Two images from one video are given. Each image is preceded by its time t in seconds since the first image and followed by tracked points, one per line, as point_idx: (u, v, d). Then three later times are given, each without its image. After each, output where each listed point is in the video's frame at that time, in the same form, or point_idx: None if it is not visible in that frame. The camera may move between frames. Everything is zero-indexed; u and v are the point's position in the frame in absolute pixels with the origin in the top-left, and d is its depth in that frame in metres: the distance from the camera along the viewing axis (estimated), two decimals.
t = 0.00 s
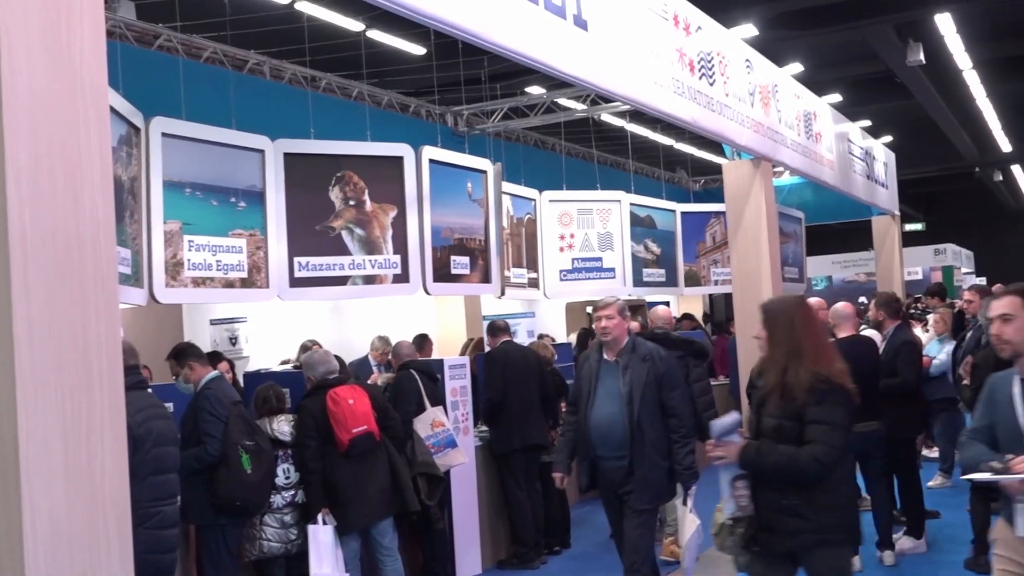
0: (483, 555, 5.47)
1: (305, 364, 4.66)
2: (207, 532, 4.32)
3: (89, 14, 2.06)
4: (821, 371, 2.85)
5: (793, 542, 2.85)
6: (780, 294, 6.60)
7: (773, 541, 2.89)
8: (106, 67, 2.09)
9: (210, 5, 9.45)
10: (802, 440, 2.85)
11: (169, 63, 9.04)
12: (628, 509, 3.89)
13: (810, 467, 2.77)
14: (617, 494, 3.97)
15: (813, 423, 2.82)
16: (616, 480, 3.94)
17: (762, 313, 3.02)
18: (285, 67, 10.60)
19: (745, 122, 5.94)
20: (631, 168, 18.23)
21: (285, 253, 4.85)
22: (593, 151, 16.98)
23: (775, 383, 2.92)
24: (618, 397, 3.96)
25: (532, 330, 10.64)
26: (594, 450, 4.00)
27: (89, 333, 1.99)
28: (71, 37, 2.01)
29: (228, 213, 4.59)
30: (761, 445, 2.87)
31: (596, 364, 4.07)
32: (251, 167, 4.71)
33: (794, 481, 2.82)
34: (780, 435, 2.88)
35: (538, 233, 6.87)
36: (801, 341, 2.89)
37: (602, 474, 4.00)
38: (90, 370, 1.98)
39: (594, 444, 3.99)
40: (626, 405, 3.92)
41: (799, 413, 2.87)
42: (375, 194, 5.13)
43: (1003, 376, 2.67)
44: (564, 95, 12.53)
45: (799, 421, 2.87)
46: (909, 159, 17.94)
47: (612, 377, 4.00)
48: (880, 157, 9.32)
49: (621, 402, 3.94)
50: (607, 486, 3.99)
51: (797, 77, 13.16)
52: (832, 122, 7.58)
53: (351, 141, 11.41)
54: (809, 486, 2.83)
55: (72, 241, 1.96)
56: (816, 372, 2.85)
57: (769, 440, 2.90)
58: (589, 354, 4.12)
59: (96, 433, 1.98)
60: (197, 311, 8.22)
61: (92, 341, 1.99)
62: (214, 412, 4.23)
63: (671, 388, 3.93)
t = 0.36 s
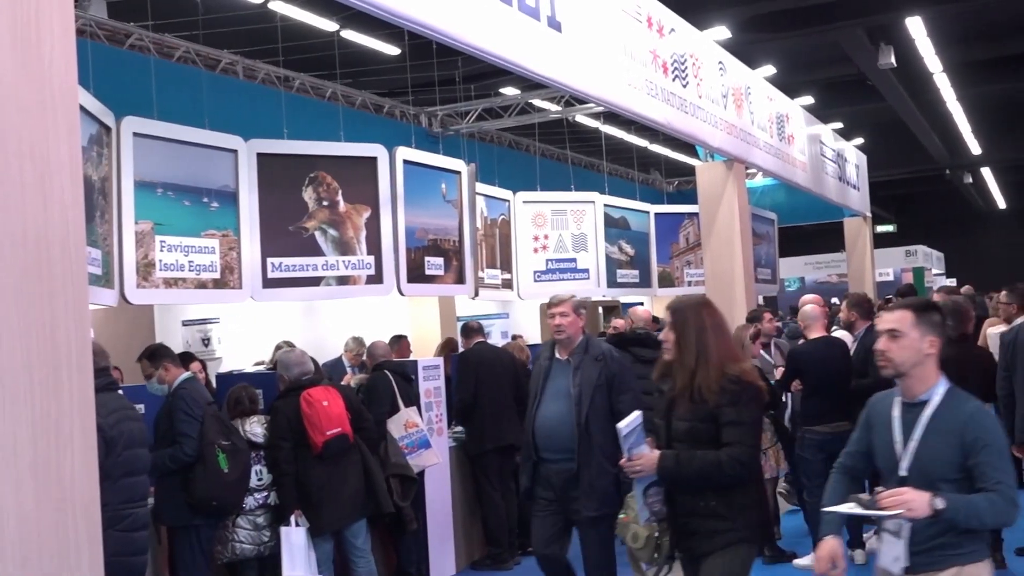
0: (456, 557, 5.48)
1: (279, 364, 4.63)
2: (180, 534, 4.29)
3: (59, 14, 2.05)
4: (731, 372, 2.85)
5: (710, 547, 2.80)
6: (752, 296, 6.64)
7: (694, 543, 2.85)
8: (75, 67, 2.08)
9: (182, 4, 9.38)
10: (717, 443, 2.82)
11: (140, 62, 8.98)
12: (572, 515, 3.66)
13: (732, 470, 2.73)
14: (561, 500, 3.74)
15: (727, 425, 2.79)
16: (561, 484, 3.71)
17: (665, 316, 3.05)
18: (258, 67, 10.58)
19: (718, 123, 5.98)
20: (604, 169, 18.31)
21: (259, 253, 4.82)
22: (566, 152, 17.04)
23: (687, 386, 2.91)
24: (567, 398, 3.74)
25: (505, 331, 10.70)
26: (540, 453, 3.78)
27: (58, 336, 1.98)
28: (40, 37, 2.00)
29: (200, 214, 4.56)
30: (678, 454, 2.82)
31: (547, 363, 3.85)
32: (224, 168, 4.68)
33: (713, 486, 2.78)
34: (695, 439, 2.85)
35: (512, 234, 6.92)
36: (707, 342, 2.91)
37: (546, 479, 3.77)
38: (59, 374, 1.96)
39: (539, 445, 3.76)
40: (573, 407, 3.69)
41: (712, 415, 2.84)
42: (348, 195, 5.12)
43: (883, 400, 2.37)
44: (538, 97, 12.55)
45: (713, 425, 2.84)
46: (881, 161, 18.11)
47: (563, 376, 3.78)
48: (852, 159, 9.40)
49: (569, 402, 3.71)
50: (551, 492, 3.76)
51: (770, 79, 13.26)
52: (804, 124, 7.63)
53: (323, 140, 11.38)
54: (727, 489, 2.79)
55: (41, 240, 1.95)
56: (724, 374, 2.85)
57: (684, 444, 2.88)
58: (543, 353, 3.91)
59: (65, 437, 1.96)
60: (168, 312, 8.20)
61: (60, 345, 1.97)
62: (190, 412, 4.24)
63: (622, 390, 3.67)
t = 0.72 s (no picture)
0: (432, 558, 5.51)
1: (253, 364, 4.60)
2: (155, 535, 4.27)
3: (30, 14, 2.04)
4: (668, 390, 2.75)
5: (631, 570, 2.74)
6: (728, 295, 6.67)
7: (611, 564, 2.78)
8: (46, 67, 2.07)
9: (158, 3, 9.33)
10: (647, 466, 2.73)
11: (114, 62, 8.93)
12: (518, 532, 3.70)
13: (660, 495, 2.67)
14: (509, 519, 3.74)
15: (658, 447, 2.69)
16: (505, 500, 3.74)
17: (606, 323, 2.92)
18: (233, 67, 10.55)
19: (693, 125, 6.01)
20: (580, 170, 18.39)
21: (233, 253, 4.80)
22: (542, 154, 17.08)
23: (622, 403, 2.79)
24: (507, 409, 3.82)
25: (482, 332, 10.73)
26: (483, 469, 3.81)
27: (29, 335, 1.97)
28: (12, 35, 1.99)
29: (174, 213, 4.54)
30: (605, 473, 2.72)
31: (484, 376, 3.94)
32: (199, 168, 4.67)
33: (638, 509, 2.72)
34: (620, 459, 2.76)
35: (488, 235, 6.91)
36: (648, 355, 2.81)
37: (491, 495, 3.79)
38: (30, 374, 1.95)
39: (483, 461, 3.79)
40: (514, 418, 3.78)
41: (643, 435, 2.73)
42: (323, 196, 5.10)
43: (747, 410, 2.30)
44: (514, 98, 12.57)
45: (641, 445, 2.74)
46: (857, 162, 18.24)
47: (502, 386, 3.87)
48: (826, 160, 9.47)
49: (511, 413, 3.80)
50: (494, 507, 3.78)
51: (745, 81, 13.33)
52: (779, 126, 7.68)
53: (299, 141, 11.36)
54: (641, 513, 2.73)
55: (12, 239, 1.94)
56: (659, 393, 2.74)
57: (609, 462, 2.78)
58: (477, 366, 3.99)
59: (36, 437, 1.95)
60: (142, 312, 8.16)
61: (31, 344, 1.96)
62: (168, 413, 4.20)
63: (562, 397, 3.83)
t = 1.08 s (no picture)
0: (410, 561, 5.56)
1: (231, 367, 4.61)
2: (130, 538, 4.21)
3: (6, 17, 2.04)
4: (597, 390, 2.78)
5: None
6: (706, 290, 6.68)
7: None
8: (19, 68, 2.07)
9: (133, 4, 9.28)
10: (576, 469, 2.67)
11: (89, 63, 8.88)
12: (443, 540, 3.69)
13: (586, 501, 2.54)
14: (439, 522, 3.74)
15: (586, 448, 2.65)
16: (441, 506, 3.72)
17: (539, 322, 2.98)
18: (210, 68, 10.51)
19: (670, 128, 6.03)
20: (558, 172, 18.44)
21: (210, 256, 4.78)
22: (520, 155, 17.09)
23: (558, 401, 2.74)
24: (445, 411, 3.74)
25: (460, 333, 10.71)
26: (419, 473, 3.76)
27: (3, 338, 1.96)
28: None
29: (149, 216, 4.52)
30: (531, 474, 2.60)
31: (424, 375, 3.85)
32: (175, 170, 4.65)
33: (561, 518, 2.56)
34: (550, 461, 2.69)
35: (465, 237, 6.88)
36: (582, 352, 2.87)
37: (427, 498, 3.77)
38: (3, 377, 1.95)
39: (417, 466, 3.76)
40: (451, 420, 3.70)
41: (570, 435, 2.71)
42: (301, 197, 5.07)
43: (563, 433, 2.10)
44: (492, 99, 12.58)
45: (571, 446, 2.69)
46: (834, 164, 18.37)
47: (440, 388, 3.78)
48: (803, 163, 9.53)
49: (447, 416, 3.73)
50: (431, 512, 3.76)
51: (723, 84, 13.40)
52: (756, 129, 7.72)
53: (276, 142, 11.32)
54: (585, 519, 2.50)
55: None
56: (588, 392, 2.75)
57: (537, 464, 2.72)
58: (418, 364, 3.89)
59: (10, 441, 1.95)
60: (117, 315, 8.14)
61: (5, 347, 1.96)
62: (147, 416, 4.17)
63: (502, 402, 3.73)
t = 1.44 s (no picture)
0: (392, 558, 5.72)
1: (211, 369, 4.56)
2: (109, 541, 4.22)
3: None
4: (523, 401, 2.50)
5: None
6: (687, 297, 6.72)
7: None
8: None
9: (113, 5, 9.25)
10: (509, 483, 2.46)
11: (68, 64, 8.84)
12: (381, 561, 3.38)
13: (523, 514, 2.41)
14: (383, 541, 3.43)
15: (519, 461, 2.44)
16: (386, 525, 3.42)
17: (466, 333, 2.60)
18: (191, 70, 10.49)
19: (652, 129, 6.05)
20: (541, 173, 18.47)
21: (191, 257, 4.76)
22: (503, 157, 17.11)
23: (487, 415, 2.50)
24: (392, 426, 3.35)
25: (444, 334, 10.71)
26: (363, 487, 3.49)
27: None
28: None
29: (130, 218, 4.52)
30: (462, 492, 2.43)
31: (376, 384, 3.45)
32: (156, 172, 4.64)
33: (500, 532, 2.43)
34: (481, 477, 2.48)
35: (448, 238, 6.87)
36: (514, 367, 2.54)
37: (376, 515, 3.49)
38: None
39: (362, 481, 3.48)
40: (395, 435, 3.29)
41: (502, 450, 2.46)
42: (283, 199, 5.04)
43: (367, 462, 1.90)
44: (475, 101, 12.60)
45: (501, 461, 2.46)
46: (815, 166, 18.49)
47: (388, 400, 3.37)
48: (784, 164, 9.58)
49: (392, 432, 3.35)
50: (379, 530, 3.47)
51: (704, 85, 13.46)
52: (737, 130, 7.74)
53: (258, 144, 11.30)
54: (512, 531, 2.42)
55: None
56: (517, 402, 2.49)
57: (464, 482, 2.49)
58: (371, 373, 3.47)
59: None
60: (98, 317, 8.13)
61: None
62: (126, 419, 4.14)
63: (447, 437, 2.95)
